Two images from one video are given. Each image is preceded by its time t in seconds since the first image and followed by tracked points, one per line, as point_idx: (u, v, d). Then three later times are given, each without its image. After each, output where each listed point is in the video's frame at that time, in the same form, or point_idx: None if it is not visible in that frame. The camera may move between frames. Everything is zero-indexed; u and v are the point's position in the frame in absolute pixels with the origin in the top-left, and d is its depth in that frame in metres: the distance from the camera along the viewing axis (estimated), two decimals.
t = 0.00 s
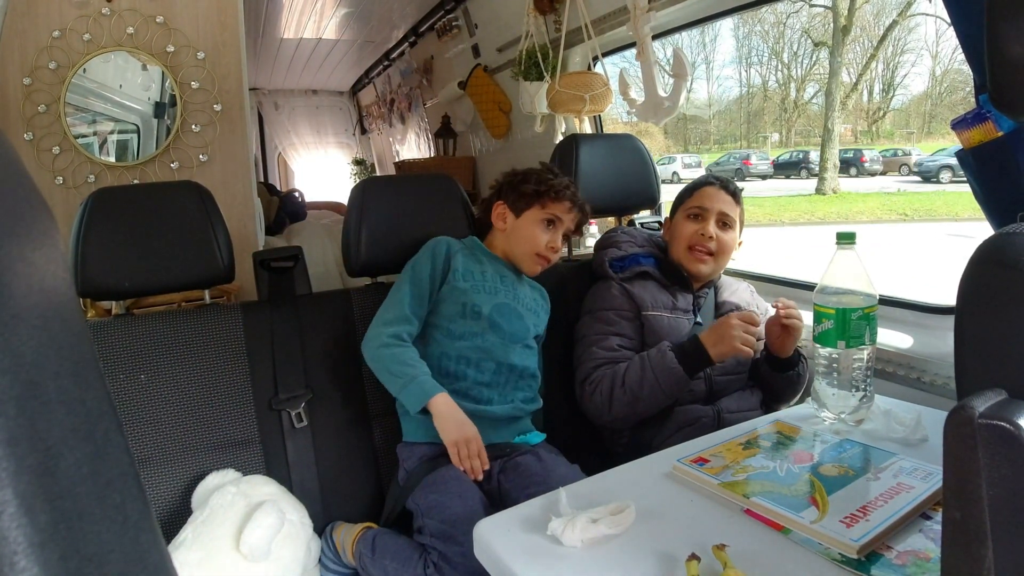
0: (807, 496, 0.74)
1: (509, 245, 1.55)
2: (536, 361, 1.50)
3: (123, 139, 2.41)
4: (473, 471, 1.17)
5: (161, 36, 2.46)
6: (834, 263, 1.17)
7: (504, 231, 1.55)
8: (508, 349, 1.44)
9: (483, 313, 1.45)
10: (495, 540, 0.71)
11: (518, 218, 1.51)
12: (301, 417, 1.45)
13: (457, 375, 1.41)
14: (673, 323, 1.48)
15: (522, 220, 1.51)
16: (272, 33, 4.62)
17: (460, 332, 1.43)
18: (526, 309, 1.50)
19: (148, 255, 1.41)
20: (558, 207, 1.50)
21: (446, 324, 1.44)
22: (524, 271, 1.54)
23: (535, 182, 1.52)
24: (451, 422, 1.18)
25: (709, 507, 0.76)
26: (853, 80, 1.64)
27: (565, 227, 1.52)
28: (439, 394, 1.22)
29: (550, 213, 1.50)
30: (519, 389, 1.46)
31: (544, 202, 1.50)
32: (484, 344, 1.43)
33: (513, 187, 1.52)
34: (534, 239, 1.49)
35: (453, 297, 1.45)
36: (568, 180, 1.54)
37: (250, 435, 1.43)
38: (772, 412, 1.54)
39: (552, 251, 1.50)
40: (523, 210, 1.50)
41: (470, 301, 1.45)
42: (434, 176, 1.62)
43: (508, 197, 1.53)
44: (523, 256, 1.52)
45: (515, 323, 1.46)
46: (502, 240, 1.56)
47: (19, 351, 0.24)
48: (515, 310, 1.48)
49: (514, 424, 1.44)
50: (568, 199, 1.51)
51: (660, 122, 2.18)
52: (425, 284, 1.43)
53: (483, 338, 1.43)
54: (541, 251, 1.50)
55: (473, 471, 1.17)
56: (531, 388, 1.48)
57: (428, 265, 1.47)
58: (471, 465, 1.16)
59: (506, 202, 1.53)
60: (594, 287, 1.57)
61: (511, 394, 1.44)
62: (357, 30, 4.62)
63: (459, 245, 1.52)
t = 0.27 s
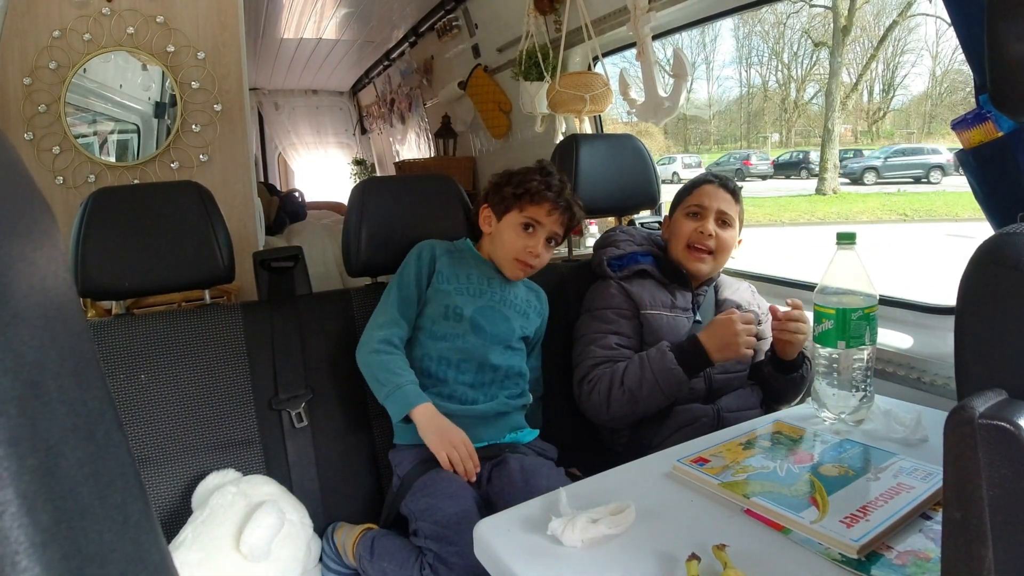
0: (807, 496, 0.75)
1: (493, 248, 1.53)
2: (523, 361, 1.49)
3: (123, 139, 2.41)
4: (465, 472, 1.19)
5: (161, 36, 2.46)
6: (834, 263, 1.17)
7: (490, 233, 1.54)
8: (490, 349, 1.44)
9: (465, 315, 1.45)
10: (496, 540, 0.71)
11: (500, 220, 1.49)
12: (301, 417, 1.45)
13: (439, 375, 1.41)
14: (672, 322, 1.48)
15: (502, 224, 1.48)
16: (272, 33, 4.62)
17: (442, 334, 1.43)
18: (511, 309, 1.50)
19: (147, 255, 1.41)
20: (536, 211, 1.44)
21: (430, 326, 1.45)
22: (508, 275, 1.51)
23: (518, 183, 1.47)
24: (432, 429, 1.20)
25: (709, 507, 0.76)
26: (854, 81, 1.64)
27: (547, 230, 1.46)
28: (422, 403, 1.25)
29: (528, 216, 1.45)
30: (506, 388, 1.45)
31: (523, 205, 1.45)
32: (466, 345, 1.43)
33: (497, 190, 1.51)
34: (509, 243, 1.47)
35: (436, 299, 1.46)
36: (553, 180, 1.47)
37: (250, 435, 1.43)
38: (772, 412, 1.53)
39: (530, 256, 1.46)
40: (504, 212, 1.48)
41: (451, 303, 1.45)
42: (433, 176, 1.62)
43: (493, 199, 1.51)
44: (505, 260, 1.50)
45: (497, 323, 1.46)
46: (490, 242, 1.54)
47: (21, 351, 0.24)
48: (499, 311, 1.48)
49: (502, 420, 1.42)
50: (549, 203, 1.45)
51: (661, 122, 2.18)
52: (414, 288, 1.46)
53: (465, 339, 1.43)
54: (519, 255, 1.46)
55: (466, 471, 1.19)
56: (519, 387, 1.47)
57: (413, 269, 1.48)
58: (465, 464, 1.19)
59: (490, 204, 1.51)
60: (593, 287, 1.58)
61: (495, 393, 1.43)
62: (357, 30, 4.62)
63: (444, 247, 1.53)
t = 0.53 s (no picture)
0: (807, 496, 0.75)
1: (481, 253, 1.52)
2: (511, 366, 1.48)
3: (123, 139, 2.41)
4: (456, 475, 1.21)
5: (161, 36, 2.46)
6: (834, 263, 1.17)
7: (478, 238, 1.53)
8: (474, 354, 1.44)
9: (448, 320, 1.46)
10: (496, 540, 0.71)
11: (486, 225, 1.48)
12: (301, 417, 1.45)
13: (423, 380, 1.42)
14: (673, 320, 1.48)
15: (488, 228, 1.48)
16: (272, 33, 4.62)
17: (427, 340, 1.44)
18: (498, 314, 1.49)
19: (147, 256, 1.41)
20: (519, 215, 1.43)
21: (417, 332, 1.46)
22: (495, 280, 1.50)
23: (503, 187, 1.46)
24: (418, 436, 1.23)
25: (709, 507, 0.76)
26: (854, 81, 1.64)
27: (532, 235, 1.45)
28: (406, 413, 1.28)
29: (513, 221, 1.44)
30: (493, 393, 1.45)
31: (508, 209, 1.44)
32: (449, 350, 1.43)
33: (484, 194, 1.50)
34: (493, 247, 1.46)
35: (423, 306, 1.47)
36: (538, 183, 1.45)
37: (250, 436, 1.43)
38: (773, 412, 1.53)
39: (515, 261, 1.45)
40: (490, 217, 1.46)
41: (435, 310, 1.46)
42: (432, 176, 1.62)
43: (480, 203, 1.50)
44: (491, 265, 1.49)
45: (481, 328, 1.46)
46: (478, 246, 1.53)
47: (22, 350, 0.24)
48: (484, 316, 1.47)
49: (486, 424, 1.42)
50: (534, 207, 1.43)
51: (661, 122, 2.18)
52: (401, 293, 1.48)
53: (447, 344, 1.44)
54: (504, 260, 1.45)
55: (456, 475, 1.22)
56: (505, 392, 1.46)
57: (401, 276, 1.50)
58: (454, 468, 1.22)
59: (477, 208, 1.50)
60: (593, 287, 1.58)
61: (480, 397, 1.44)
62: (357, 30, 4.62)
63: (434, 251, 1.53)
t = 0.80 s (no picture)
0: (807, 497, 0.75)
1: (443, 270, 1.48)
2: (491, 383, 1.49)
3: (123, 139, 2.41)
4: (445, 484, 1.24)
5: (162, 36, 2.46)
6: (835, 263, 1.17)
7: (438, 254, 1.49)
8: (451, 383, 1.44)
9: (417, 355, 1.44)
10: (496, 539, 0.71)
11: (446, 239, 1.45)
12: (302, 417, 1.44)
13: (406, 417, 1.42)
14: (676, 322, 1.48)
15: (447, 242, 1.44)
16: (272, 33, 4.63)
17: (401, 375, 1.44)
18: (470, 338, 1.49)
19: (148, 256, 1.41)
20: (479, 225, 1.41)
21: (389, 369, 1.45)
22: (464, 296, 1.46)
23: (457, 197, 1.44)
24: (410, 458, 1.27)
25: (710, 507, 0.76)
26: (854, 81, 1.64)
27: (496, 242, 1.43)
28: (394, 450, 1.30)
29: (474, 230, 1.41)
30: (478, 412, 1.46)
31: (467, 220, 1.42)
32: (424, 382, 1.43)
33: (437, 206, 1.46)
34: (456, 262, 1.43)
35: (391, 342, 1.46)
36: (492, 188, 1.45)
37: (250, 436, 1.43)
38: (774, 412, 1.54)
39: (482, 271, 1.42)
40: (450, 230, 1.44)
41: (402, 347, 1.44)
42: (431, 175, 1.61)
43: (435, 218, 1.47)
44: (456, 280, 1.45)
45: (452, 357, 1.45)
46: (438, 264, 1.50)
47: (21, 349, 0.24)
48: (454, 343, 1.47)
49: (479, 439, 1.44)
50: (492, 213, 1.42)
51: (661, 123, 2.18)
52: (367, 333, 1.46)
53: (422, 381, 1.43)
54: (473, 275, 1.42)
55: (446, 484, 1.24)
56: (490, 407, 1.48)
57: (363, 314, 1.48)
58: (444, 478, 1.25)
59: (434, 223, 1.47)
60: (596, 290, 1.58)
61: (467, 416, 1.45)
62: (357, 30, 4.62)
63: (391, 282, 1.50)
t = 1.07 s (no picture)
0: (808, 497, 0.74)
1: (421, 287, 1.47)
2: (480, 387, 1.50)
3: (123, 139, 2.41)
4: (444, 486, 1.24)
5: (162, 36, 2.46)
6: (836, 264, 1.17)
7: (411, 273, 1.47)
8: (439, 392, 1.44)
9: (403, 374, 1.44)
10: (498, 538, 0.71)
11: (419, 258, 1.43)
12: (302, 417, 1.44)
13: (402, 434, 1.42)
14: (675, 323, 1.48)
15: (421, 262, 1.43)
16: (272, 33, 4.63)
17: (387, 392, 1.44)
18: (454, 347, 1.49)
19: (148, 256, 1.41)
20: (454, 237, 1.41)
21: (374, 386, 1.44)
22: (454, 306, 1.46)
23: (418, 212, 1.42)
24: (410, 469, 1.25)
25: (712, 506, 0.76)
26: (854, 81, 1.64)
27: (471, 247, 1.44)
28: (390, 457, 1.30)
29: (449, 242, 1.41)
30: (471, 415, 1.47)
31: (438, 234, 1.41)
32: (411, 395, 1.43)
33: (400, 227, 1.44)
34: (442, 280, 1.41)
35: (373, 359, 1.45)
36: (448, 194, 1.45)
37: (250, 436, 1.42)
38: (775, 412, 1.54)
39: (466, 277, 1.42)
40: (421, 248, 1.42)
41: (385, 365, 1.44)
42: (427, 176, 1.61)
43: (398, 239, 1.45)
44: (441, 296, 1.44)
45: (437, 369, 1.45)
46: (411, 282, 1.49)
47: (23, 348, 0.24)
48: (436, 356, 1.46)
49: (477, 440, 1.45)
50: (459, 220, 1.42)
51: (662, 123, 2.19)
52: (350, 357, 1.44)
53: (412, 399, 1.43)
54: (460, 286, 1.42)
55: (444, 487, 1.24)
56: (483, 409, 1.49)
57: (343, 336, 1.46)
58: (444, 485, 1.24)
59: (399, 244, 1.45)
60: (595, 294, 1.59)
61: (461, 420, 1.46)
62: (357, 30, 4.62)
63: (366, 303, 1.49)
